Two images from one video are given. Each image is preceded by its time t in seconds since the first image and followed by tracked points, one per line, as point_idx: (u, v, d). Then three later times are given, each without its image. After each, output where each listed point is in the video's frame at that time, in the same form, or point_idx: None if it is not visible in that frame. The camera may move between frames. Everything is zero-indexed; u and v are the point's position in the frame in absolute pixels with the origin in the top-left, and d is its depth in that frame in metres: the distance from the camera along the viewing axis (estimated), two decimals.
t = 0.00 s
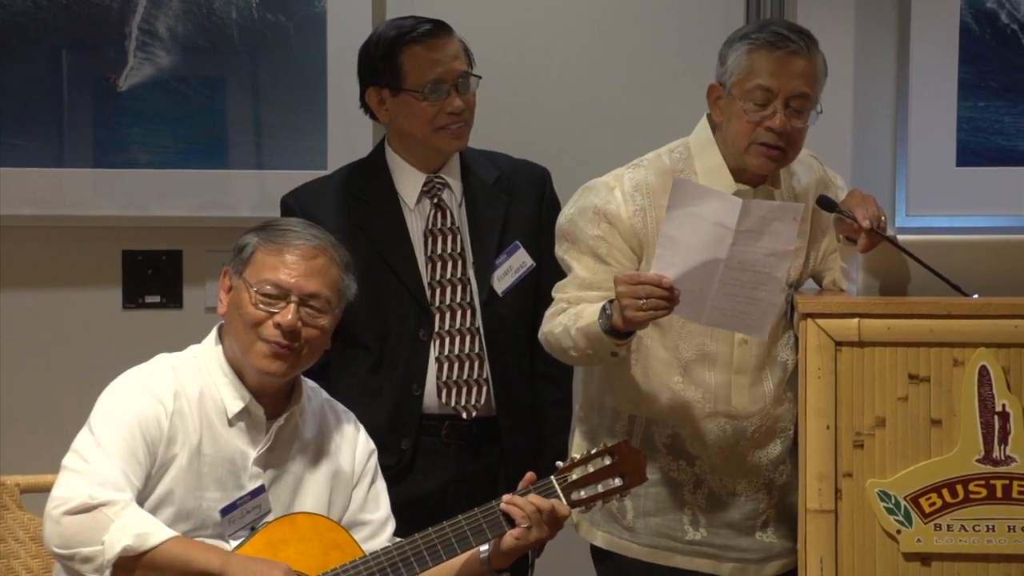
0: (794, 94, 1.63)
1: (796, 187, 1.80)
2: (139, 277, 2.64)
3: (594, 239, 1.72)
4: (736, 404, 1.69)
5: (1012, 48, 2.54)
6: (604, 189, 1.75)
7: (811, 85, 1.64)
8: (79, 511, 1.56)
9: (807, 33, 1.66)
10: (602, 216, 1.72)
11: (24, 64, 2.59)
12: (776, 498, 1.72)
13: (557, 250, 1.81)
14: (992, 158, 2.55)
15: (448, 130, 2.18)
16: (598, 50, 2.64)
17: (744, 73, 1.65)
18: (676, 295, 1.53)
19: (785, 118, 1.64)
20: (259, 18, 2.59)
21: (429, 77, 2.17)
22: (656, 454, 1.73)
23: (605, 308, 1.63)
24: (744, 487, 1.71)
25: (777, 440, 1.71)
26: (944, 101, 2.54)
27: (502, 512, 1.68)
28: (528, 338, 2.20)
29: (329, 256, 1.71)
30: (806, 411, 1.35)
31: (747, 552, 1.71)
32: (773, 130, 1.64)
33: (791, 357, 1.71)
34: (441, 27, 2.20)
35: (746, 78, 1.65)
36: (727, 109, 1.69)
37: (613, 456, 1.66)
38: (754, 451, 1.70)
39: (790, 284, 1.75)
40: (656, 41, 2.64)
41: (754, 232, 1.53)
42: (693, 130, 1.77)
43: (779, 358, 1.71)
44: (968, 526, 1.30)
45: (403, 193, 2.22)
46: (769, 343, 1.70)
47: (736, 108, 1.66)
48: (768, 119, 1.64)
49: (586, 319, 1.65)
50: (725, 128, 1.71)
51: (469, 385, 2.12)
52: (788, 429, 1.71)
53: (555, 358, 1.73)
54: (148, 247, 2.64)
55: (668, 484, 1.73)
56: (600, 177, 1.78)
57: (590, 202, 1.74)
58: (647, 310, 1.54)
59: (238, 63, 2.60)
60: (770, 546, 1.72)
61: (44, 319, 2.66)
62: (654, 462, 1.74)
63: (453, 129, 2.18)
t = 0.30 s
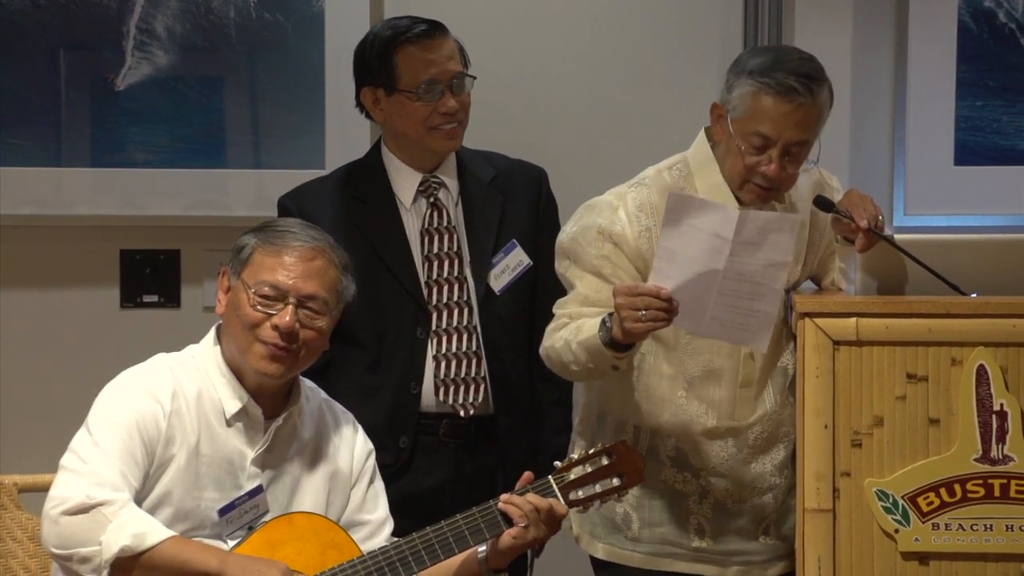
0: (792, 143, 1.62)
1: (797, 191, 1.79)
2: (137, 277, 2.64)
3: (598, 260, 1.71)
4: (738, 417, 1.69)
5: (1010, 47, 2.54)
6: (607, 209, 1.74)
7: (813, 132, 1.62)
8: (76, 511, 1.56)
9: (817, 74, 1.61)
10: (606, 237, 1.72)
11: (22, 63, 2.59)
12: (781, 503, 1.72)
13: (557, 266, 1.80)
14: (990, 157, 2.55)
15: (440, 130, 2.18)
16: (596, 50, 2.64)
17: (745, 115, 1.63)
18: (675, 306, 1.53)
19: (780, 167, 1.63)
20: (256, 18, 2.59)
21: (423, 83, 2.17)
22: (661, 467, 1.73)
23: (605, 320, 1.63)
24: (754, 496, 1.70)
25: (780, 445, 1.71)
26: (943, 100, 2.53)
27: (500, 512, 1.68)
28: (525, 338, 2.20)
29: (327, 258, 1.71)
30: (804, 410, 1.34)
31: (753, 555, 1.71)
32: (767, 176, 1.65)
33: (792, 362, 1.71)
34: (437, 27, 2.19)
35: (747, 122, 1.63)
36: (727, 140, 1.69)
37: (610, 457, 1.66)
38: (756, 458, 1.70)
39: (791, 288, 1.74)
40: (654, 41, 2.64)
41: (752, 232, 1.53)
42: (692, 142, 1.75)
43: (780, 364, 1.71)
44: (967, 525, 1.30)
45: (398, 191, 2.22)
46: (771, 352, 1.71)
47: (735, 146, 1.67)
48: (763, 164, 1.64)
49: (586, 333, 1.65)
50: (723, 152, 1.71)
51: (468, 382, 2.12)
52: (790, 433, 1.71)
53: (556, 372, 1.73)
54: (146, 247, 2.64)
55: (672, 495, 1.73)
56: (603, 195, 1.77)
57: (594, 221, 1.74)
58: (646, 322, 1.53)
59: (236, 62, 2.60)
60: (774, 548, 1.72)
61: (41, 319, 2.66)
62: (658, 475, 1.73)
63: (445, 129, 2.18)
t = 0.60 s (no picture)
0: (788, 115, 1.62)
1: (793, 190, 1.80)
2: (136, 276, 2.64)
3: (598, 254, 1.72)
4: (738, 414, 1.69)
5: (1008, 46, 2.54)
6: (607, 203, 1.74)
7: (806, 104, 1.63)
8: (76, 509, 1.55)
9: (803, 47, 1.63)
10: (606, 232, 1.72)
11: (20, 61, 2.59)
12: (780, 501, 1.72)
13: (557, 264, 1.81)
14: (988, 156, 2.56)
15: (439, 127, 2.18)
16: (595, 49, 2.64)
17: (738, 93, 1.64)
18: (679, 304, 1.54)
19: (778, 139, 1.63)
20: (255, 16, 2.59)
21: (422, 79, 2.17)
22: (659, 464, 1.73)
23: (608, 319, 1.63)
24: (752, 494, 1.70)
25: (780, 444, 1.71)
26: (943, 98, 2.53)
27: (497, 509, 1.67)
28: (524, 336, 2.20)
29: (324, 256, 1.71)
30: (801, 409, 1.35)
31: (753, 554, 1.71)
32: (766, 151, 1.64)
33: (791, 361, 1.70)
34: (441, 25, 2.20)
35: (740, 99, 1.64)
36: (722, 125, 1.69)
37: (609, 455, 1.66)
38: (755, 457, 1.70)
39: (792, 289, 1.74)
40: (653, 40, 2.64)
41: (752, 230, 1.52)
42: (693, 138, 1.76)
43: (779, 362, 1.71)
44: (965, 523, 1.31)
45: (395, 184, 2.23)
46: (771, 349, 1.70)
47: (731, 127, 1.66)
48: (761, 139, 1.64)
49: (589, 331, 1.65)
50: (721, 143, 1.71)
51: (461, 378, 2.12)
52: (790, 432, 1.71)
53: (558, 370, 1.73)
54: (144, 245, 2.64)
55: (673, 494, 1.73)
56: (603, 190, 1.77)
57: (593, 217, 1.74)
58: (650, 321, 1.54)
59: (234, 61, 2.59)
60: (773, 547, 1.73)
61: (40, 317, 2.66)
62: (656, 473, 1.74)
63: (445, 126, 2.18)
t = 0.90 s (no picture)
0: (779, 98, 1.63)
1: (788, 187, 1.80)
2: (134, 276, 2.64)
3: (590, 241, 1.72)
4: (731, 405, 1.69)
5: (1007, 45, 2.54)
6: (599, 190, 1.76)
7: (799, 89, 1.64)
8: (73, 507, 1.55)
9: (796, 32, 1.65)
10: (597, 218, 1.73)
11: (18, 62, 2.58)
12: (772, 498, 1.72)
13: (551, 252, 1.81)
14: (986, 155, 2.55)
15: (439, 127, 2.18)
16: (593, 48, 2.64)
17: (730, 76, 1.65)
18: (670, 296, 1.55)
19: (768, 123, 1.64)
20: (253, 16, 2.58)
21: (423, 77, 2.17)
22: (650, 455, 1.74)
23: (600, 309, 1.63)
24: (743, 490, 1.71)
25: (773, 441, 1.71)
26: (941, 98, 2.53)
27: (496, 511, 1.67)
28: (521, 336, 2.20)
29: (323, 256, 1.70)
30: (800, 409, 1.35)
31: (743, 553, 1.71)
32: (756, 134, 1.65)
33: (786, 358, 1.71)
34: (443, 25, 2.20)
35: (732, 82, 1.65)
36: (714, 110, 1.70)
37: (608, 455, 1.66)
38: (746, 452, 1.70)
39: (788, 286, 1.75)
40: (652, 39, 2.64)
41: (749, 228, 1.52)
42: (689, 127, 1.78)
43: (773, 359, 1.71)
44: (963, 523, 1.31)
45: (393, 184, 2.23)
46: (764, 343, 1.70)
47: (723, 111, 1.67)
48: (752, 123, 1.65)
49: (582, 320, 1.66)
50: (713, 128, 1.72)
51: (455, 376, 2.12)
52: (784, 430, 1.71)
53: (551, 359, 1.74)
54: (143, 245, 2.64)
55: (663, 486, 1.73)
56: (596, 178, 1.79)
57: (586, 203, 1.75)
58: (641, 311, 1.56)
59: (233, 60, 2.59)
60: (766, 546, 1.72)
61: (38, 317, 2.66)
62: (648, 463, 1.74)
63: (444, 126, 2.18)
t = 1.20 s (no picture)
0: (777, 82, 1.64)
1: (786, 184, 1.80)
2: (133, 276, 2.64)
3: (587, 230, 1.72)
4: (727, 398, 1.70)
5: (1005, 46, 2.54)
6: (597, 180, 1.76)
7: (796, 76, 1.65)
8: (73, 510, 1.55)
9: (792, 23, 1.66)
10: (594, 206, 1.73)
11: (17, 61, 2.58)
12: (767, 495, 1.72)
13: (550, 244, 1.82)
14: (985, 156, 2.55)
15: (437, 127, 2.18)
16: (591, 49, 2.64)
17: (728, 63, 1.66)
18: (667, 291, 1.55)
19: (768, 107, 1.64)
20: (251, 16, 2.58)
21: (423, 73, 2.17)
22: (647, 447, 1.73)
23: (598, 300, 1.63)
24: (739, 485, 1.71)
25: (769, 438, 1.71)
26: (939, 98, 2.54)
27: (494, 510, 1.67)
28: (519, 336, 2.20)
29: (324, 261, 1.70)
30: (798, 409, 1.35)
31: (741, 550, 1.71)
32: (756, 119, 1.65)
33: (783, 356, 1.72)
34: (444, 26, 2.20)
35: (730, 69, 1.66)
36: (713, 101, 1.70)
37: (606, 453, 1.66)
38: (742, 447, 1.70)
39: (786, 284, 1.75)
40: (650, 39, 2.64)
41: (750, 229, 1.52)
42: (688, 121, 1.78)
43: (771, 356, 1.72)
44: (962, 523, 1.30)
45: (393, 184, 2.22)
46: (761, 340, 1.71)
47: (722, 99, 1.67)
48: (752, 109, 1.65)
49: (579, 311, 1.66)
50: (712, 121, 1.72)
51: (452, 376, 2.12)
52: (780, 427, 1.72)
53: (548, 350, 1.74)
54: (141, 245, 2.63)
55: (660, 478, 1.73)
56: (595, 168, 1.79)
57: (583, 193, 1.75)
58: (637, 306, 1.56)
59: (231, 60, 2.59)
60: (763, 544, 1.73)
61: (37, 317, 2.65)
62: (643, 454, 1.73)
63: (444, 126, 2.18)
